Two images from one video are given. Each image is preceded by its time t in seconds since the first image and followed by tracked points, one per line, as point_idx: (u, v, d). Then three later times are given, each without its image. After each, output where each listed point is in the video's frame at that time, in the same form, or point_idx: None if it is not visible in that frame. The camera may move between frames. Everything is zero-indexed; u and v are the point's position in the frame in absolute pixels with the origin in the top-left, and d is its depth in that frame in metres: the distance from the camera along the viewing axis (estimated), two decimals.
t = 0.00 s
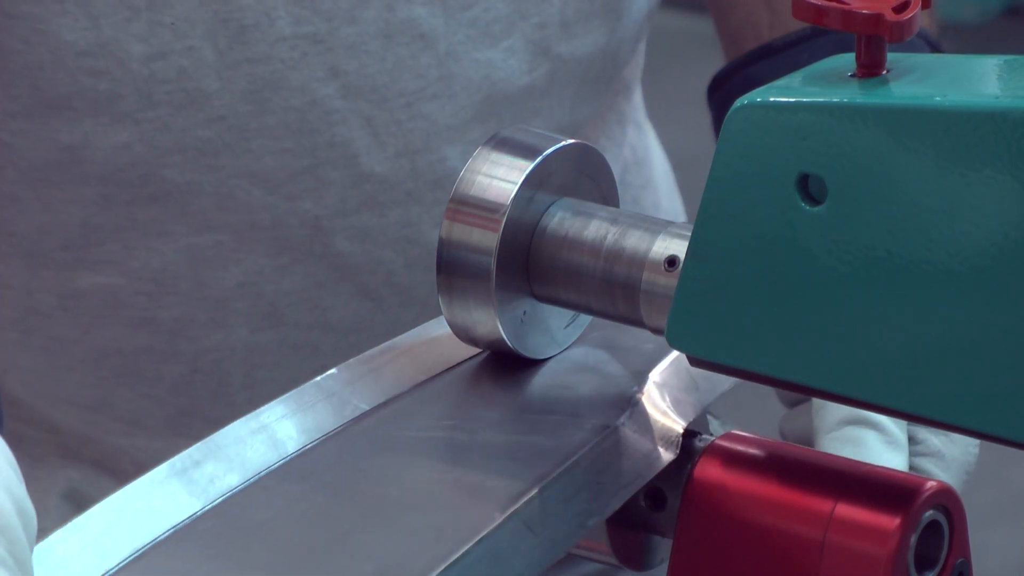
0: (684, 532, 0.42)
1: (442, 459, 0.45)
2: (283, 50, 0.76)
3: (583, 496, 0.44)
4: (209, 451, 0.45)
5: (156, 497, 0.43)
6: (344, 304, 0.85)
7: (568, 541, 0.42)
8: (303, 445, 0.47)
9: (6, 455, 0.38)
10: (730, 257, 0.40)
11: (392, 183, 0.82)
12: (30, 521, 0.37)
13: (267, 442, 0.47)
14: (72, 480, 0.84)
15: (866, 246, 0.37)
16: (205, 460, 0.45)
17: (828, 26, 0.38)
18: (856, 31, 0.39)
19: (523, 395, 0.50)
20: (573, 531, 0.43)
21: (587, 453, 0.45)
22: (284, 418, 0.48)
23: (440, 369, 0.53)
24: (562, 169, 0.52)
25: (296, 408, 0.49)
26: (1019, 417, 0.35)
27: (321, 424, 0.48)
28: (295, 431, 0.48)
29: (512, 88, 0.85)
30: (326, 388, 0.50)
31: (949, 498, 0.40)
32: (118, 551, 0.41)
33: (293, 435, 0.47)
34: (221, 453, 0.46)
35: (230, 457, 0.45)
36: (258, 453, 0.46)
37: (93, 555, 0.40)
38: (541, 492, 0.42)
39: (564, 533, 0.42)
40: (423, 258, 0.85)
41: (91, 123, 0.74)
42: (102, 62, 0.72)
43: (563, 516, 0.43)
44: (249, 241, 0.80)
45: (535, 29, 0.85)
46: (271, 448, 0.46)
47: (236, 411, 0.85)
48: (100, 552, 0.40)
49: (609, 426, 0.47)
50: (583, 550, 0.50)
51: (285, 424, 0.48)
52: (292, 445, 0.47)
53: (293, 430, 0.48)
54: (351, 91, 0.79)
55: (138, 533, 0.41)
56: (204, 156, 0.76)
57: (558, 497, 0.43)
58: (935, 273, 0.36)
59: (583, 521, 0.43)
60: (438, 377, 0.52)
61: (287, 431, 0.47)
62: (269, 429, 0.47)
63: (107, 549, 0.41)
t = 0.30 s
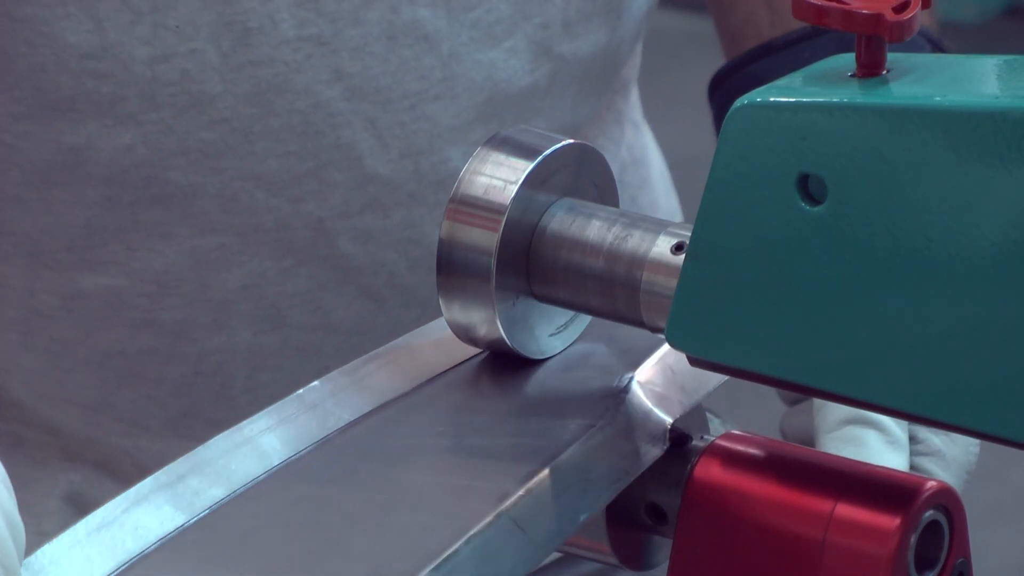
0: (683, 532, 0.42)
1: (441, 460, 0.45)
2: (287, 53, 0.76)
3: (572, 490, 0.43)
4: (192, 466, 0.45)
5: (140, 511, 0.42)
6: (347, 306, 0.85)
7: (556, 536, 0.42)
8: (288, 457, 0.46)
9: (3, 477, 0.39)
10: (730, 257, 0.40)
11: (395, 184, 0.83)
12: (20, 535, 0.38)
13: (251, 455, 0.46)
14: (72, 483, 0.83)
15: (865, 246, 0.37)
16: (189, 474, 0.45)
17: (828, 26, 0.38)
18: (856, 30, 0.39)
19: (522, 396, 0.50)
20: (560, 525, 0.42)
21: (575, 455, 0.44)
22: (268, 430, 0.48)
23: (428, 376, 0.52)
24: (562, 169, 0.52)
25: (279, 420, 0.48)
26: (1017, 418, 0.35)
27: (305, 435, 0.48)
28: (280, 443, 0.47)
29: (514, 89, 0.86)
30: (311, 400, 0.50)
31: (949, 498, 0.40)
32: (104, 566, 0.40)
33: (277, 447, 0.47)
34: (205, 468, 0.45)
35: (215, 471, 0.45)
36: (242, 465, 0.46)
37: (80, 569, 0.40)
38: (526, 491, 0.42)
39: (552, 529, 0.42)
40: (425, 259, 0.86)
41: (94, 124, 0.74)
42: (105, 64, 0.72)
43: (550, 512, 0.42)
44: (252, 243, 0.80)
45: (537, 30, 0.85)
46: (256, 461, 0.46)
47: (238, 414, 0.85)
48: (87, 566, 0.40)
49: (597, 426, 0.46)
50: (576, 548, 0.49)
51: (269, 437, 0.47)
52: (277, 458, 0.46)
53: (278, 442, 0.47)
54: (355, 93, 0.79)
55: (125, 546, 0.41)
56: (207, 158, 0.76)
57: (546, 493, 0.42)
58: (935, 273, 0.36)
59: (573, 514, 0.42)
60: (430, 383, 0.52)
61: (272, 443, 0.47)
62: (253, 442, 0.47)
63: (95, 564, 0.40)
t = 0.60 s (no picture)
0: (683, 532, 0.42)
1: (441, 459, 0.45)
2: (288, 54, 0.76)
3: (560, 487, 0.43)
4: (176, 476, 0.44)
5: (122, 522, 0.41)
6: (348, 307, 0.85)
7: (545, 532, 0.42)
8: (272, 468, 0.45)
9: None
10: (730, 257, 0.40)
11: (396, 185, 0.83)
12: None
13: (236, 463, 0.45)
14: (73, 485, 0.83)
15: (865, 247, 0.37)
16: (173, 484, 0.44)
17: (828, 26, 0.38)
18: (856, 30, 0.39)
19: (522, 395, 0.50)
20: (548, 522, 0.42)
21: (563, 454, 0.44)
22: (248, 442, 0.47)
23: (424, 380, 0.52)
24: (562, 168, 0.52)
25: (257, 433, 0.47)
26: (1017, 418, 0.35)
27: (288, 445, 0.47)
28: (262, 453, 0.46)
29: (515, 89, 0.86)
30: (294, 410, 0.49)
31: (948, 498, 0.40)
32: None
33: (260, 457, 0.46)
34: (189, 478, 0.44)
35: (199, 481, 0.44)
36: (227, 475, 0.44)
37: None
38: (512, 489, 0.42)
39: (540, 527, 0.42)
40: (425, 259, 0.86)
41: (96, 126, 0.74)
42: (107, 66, 0.73)
43: (541, 511, 0.42)
44: (254, 245, 0.80)
45: (538, 30, 0.85)
46: (240, 470, 0.45)
47: (240, 415, 0.85)
48: None
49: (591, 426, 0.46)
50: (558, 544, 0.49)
51: (252, 447, 0.46)
52: (261, 468, 0.45)
53: (261, 452, 0.46)
54: (357, 95, 0.79)
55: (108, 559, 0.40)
56: (209, 160, 0.77)
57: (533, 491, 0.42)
58: (934, 274, 0.36)
59: (564, 511, 0.42)
60: (428, 384, 0.52)
61: (256, 453, 0.46)
62: (236, 453, 0.46)
63: None
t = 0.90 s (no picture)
0: (684, 533, 0.42)
1: (439, 461, 0.45)
2: (292, 56, 0.76)
3: (542, 488, 0.43)
4: (157, 487, 0.44)
5: (101, 534, 0.41)
6: (352, 309, 0.85)
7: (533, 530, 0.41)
8: (255, 476, 0.45)
9: None
10: (730, 258, 0.40)
11: (400, 186, 0.83)
12: None
13: (217, 472, 0.45)
14: (75, 486, 0.85)
15: (865, 247, 0.37)
16: (154, 495, 0.43)
17: (828, 25, 0.38)
18: (856, 30, 0.39)
19: (522, 394, 0.50)
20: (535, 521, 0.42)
21: (547, 457, 0.44)
22: (227, 453, 0.46)
23: (415, 384, 0.52)
24: (562, 169, 0.52)
25: (235, 445, 0.47)
26: (1016, 418, 0.35)
27: (270, 454, 0.46)
28: (242, 462, 0.46)
29: (519, 89, 0.86)
30: (274, 421, 0.49)
31: (949, 498, 0.40)
32: None
33: (242, 467, 0.45)
34: (172, 487, 0.44)
35: (182, 490, 0.44)
36: (209, 483, 0.44)
37: None
38: (492, 492, 0.42)
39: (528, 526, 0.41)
40: (429, 260, 0.86)
41: (99, 128, 0.74)
42: (111, 69, 0.73)
43: (526, 512, 0.42)
44: (258, 247, 0.80)
45: (541, 30, 0.85)
46: (222, 479, 0.44)
47: (244, 416, 0.85)
48: None
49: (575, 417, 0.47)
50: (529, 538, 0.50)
51: (231, 457, 0.46)
52: (243, 477, 0.45)
53: (241, 461, 0.46)
54: (361, 96, 0.79)
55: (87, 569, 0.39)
56: (213, 162, 0.77)
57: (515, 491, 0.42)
58: (934, 274, 0.36)
59: (550, 510, 0.42)
60: (425, 386, 0.52)
61: (237, 462, 0.46)
62: (216, 463, 0.45)
63: None
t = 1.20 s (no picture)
0: (685, 532, 0.42)
1: (441, 460, 0.45)
2: (296, 59, 0.76)
3: (527, 489, 0.43)
4: (139, 497, 0.43)
5: (82, 544, 0.41)
6: (358, 309, 0.85)
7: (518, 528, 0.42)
8: (240, 487, 0.45)
9: None
10: (731, 257, 0.40)
11: (404, 188, 0.83)
12: None
13: (201, 482, 0.45)
14: (80, 485, 0.86)
15: (866, 246, 0.37)
16: (137, 504, 0.43)
17: (827, 25, 0.38)
18: (856, 30, 0.39)
19: (524, 393, 0.50)
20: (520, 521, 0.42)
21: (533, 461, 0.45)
22: (211, 461, 0.46)
23: (415, 383, 0.52)
24: (562, 169, 0.52)
25: (219, 452, 0.46)
26: (1017, 417, 0.35)
27: (254, 464, 0.46)
28: (225, 471, 0.45)
29: (522, 90, 0.86)
30: (258, 429, 0.48)
31: (949, 498, 0.40)
32: None
33: (226, 477, 0.45)
34: (155, 496, 0.44)
35: (166, 499, 0.43)
36: (192, 493, 0.44)
37: None
38: (478, 493, 0.42)
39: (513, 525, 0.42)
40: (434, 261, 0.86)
41: (105, 133, 0.75)
42: (116, 74, 0.73)
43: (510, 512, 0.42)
44: (263, 250, 0.80)
45: (544, 30, 0.86)
46: (205, 489, 0.44)
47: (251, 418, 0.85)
48: None
49: (560, 413, 0.48)
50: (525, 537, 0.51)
51: (215, 465, 0.46)
52: (227, 487, 0.45)
53: (224, 470, 0.45)
54: (365, 98, 0.80)
55: None
56: (219, 166, 0.77)
57: (500, 492, 0.43)
58: (935, 273, 0.36)
59: (534, 511, 0.42)
60: (424, 386, 0.52)
61: (220, 471, 0.45)
62: (199, 472, 0.45)
63: None
